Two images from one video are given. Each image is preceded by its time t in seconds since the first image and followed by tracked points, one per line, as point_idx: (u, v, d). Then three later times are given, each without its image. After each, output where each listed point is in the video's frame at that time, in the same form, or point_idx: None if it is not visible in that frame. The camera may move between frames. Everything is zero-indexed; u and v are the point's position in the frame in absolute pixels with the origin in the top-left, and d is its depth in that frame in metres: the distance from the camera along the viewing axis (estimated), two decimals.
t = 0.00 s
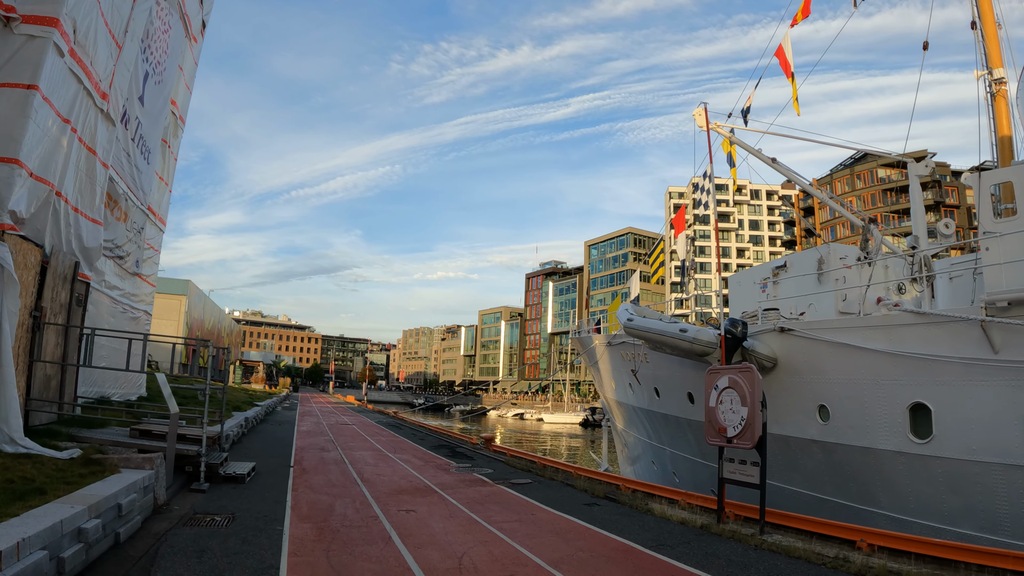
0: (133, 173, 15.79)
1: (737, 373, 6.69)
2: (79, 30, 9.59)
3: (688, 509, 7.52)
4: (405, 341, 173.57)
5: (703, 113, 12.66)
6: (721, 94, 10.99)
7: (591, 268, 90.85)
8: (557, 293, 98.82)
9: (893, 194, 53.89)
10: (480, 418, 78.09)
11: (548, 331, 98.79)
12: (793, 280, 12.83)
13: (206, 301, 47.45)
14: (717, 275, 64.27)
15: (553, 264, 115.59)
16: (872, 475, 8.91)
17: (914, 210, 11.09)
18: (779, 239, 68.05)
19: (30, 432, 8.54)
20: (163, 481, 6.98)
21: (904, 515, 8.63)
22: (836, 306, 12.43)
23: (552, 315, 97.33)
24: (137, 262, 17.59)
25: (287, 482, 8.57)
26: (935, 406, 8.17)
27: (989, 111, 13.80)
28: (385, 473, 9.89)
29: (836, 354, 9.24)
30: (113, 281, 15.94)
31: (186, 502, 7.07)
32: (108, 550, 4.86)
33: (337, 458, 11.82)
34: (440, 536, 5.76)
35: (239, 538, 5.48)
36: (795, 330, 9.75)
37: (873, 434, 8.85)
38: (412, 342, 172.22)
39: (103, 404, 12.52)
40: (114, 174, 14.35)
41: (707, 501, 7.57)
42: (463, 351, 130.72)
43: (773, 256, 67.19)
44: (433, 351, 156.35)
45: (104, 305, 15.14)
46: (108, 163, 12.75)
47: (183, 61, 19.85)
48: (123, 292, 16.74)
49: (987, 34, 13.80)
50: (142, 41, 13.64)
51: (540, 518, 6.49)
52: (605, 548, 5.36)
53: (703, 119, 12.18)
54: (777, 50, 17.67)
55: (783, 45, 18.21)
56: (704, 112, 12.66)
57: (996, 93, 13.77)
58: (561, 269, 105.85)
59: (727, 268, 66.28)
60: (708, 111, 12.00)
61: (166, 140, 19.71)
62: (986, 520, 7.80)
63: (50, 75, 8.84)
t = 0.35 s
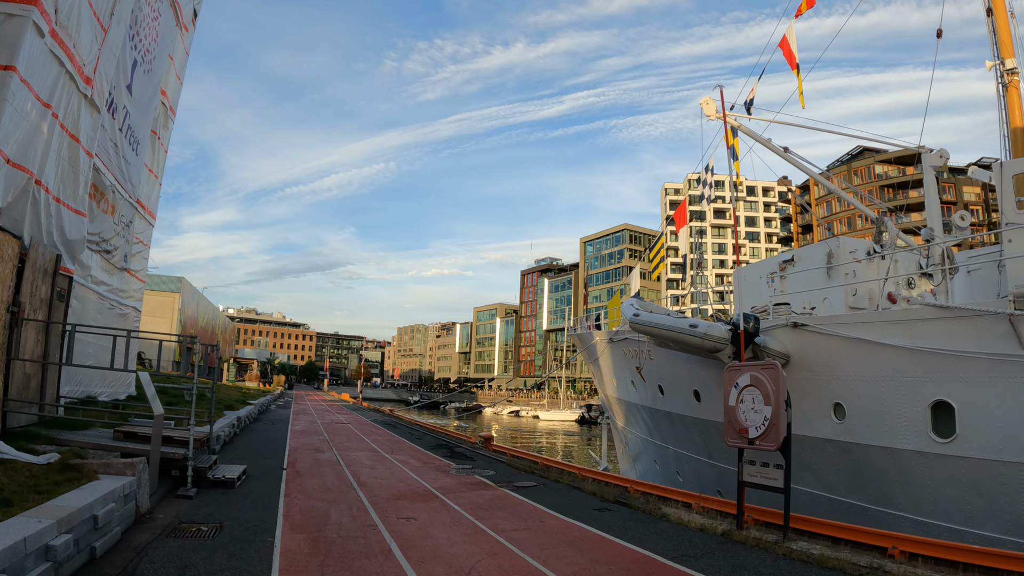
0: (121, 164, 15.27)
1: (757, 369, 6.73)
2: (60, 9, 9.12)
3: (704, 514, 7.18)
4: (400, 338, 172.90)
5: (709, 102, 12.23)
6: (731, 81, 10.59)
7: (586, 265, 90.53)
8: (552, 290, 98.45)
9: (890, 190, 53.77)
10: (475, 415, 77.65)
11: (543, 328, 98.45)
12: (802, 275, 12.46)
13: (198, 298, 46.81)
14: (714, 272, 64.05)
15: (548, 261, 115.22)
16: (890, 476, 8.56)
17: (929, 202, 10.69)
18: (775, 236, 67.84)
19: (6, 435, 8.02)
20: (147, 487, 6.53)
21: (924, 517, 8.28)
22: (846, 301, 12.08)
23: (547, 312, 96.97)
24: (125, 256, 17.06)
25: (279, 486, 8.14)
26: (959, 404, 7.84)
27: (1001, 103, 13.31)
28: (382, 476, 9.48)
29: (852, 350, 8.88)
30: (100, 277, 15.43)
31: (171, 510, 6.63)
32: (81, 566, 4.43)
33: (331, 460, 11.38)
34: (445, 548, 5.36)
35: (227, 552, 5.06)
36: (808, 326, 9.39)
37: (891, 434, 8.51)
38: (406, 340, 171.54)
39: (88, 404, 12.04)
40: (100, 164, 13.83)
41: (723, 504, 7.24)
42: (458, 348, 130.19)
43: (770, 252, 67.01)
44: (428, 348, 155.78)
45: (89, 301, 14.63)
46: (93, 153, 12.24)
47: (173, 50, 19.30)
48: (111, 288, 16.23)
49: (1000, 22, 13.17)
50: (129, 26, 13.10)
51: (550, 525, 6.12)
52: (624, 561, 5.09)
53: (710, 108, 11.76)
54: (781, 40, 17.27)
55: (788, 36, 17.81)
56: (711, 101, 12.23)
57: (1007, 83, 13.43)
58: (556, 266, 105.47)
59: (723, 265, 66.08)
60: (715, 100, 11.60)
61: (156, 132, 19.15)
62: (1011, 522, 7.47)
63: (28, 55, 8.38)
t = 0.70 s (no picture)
0: (109, 155, 14.74)
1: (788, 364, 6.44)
2: None
3: (726, 518, 6.85)
4: (395, 336, 172.33)
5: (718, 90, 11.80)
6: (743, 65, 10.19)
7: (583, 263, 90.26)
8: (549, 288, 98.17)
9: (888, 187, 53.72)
10: (471, 413, 77.26)
11: (539, 326, 98.14)
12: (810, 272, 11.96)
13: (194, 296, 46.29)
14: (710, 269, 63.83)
15: (544, 259, 114.99)
16: (912, 475, 8.18)
17: (945, 192, 10.26)
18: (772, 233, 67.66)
19: None
20: (129, 493, 6.09)
21: (949, 519, 7.91)
22: (858, 297, 11.73)
23: (544, 309, 96.81)
24: (113, 250, 16.55)
25: (271, 491, 7.68)
26: (987, 400, 7.46)
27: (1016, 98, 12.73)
28: (380, 479, 9.07)
29: (873, 345, 8.49)
30: (87, 270, 14.93)
31: (155, 518, 6.19)
32: None
33: (327, 461, 10.93)
34: (454, 559, 4.94)
35: (213, 566, 4.62)
36: (824, 319, 9.03)
37: (913, 432, 8.13)
38: (401, 338, 171.04)
39: (72, 403, 11.53)
40: (86, 154, 13.32)
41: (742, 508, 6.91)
42: (454, 346, 129.75)
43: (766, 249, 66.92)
44: (423, 346, 155.29)
45: (75, 295, 14.10)
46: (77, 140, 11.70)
47: (164, 39, 18.75)
48: (98, 283, 15.71)
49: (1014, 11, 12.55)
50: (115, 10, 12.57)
51: (562, 533, 5.74)
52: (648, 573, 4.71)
53: (720, 96, 11.34)
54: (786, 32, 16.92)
55: (793, 27, 17.44)
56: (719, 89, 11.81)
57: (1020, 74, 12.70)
58: (552, 264, 105.16)
59: (720, 262, 65.97)
60: (724, 89, 11.22)
61: (146, 123, 18.62)
62: None
63: (6, 32, 7.92)
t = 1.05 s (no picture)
0: (95, 146, 14.23)
1: (814, 361, 6.45)
2: None
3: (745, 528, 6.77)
4: (388, 335, 171.53)
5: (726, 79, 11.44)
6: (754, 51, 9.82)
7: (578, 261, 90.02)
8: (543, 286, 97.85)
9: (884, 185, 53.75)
10: (465, 411, 76.80)
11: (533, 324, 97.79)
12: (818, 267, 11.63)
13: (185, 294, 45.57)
14: (705, 267, 63.64)
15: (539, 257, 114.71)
16: (931, 478, 7.85)
17: (959, 184, 9.93)
18: (767, 231, 67.54)
19: None
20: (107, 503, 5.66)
21: (970, 523, 7.58)
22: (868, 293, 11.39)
23: (539, 308, 96.51)
24: (100, 245, 16.04)
25: (261, 498, 7.27)
26: (1013, 400, 7.13)
27: None
28: (377, 484, 8.68)
29: (891, 343, 8.15)
30: (72, 266, 14.41)
31: (136, 529, 5.77)
32: None
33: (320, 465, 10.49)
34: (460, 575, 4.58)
35: None
36: (839, 315, 8.66)
37: (934, 432, 7.79)
38: (395, 336, 170.34)
39: (54, 404, 11.04)
40: (71, 145, 12.81)
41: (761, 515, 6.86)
42: (448, 344, 129.26)
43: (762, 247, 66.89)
44: (417, 345, 154.68)
45: (59, 291, 13.60)
46: (60, 128, 11.20)
47: (154, 28, 18.23)
48: (84, 279, 15.19)
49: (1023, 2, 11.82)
50: None
51: (575, 544, 5.45)
52: None
53: (727, 86, 10.99)
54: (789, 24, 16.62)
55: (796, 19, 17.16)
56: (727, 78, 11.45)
57: None
58: (547, 262, 104.88)
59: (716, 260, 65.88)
60: (730, 78, 10.89)
61: (134, 114, 18.10)
62: None
63: None
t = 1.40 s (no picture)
0: (78, 136, 13.67)
1: (843, 358, 6.25)
2: None
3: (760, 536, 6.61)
4: (382, 333, 170.74)
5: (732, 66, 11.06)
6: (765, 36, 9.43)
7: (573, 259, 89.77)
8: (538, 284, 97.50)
9: (880, 183, 53.73)
10: (459, 410, 76.35)
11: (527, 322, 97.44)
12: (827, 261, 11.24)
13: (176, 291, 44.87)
14: (700, 265, 63.46)
15: (534, 255, 114.38)
16: (953, 480, 7.49)
17: (974, 174, 9.58)
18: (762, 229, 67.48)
19: None
20: (76, 511, 5.21)
21: (995, 528, 7.21)
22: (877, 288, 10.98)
23: (533, 306, 96.16)
24: (83, 238, 15.49)
25: (246, 504, 6.81)
26: None
27: None
28: (370, 488, 8.28)
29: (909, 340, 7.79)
30: (53, 259, 13.87)
31: (107, 540, 5.33)
32: None
33: (309, 467, 10.03)
34: None
35: None
36: (854, 310, 8.35)
37: (955, 432, 7.45)
38: (388, 334, 169.56)
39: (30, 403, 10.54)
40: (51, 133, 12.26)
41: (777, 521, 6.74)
42: (441, 342, 128.72)
43: (757, 245, 66.80)
44: (410, 343, 154.01)
45: (39, 285, 13.08)
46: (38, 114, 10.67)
47: (141, 16, 17.67)
48: (66, 274, 14.65)
49: None
50: None
51: (583, 558, 5.20)
52: None
53: (734, 73, 10.61)
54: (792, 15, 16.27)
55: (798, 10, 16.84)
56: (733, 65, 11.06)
57: None
58: (541, 260, 104.55)
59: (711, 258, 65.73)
60: (736, 66, 10.54)
61: (121, 104, 17.53)
62: None
63: None
